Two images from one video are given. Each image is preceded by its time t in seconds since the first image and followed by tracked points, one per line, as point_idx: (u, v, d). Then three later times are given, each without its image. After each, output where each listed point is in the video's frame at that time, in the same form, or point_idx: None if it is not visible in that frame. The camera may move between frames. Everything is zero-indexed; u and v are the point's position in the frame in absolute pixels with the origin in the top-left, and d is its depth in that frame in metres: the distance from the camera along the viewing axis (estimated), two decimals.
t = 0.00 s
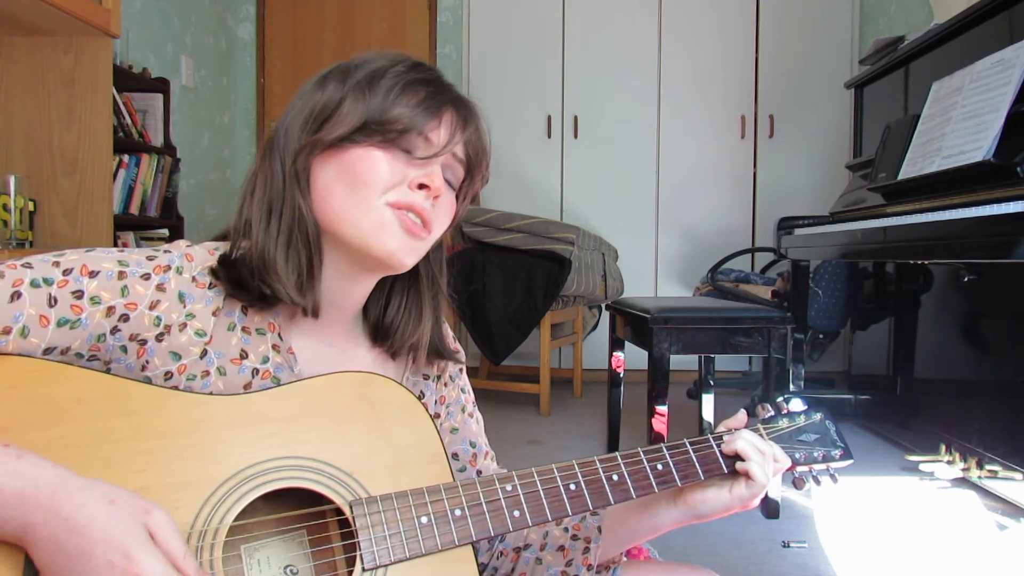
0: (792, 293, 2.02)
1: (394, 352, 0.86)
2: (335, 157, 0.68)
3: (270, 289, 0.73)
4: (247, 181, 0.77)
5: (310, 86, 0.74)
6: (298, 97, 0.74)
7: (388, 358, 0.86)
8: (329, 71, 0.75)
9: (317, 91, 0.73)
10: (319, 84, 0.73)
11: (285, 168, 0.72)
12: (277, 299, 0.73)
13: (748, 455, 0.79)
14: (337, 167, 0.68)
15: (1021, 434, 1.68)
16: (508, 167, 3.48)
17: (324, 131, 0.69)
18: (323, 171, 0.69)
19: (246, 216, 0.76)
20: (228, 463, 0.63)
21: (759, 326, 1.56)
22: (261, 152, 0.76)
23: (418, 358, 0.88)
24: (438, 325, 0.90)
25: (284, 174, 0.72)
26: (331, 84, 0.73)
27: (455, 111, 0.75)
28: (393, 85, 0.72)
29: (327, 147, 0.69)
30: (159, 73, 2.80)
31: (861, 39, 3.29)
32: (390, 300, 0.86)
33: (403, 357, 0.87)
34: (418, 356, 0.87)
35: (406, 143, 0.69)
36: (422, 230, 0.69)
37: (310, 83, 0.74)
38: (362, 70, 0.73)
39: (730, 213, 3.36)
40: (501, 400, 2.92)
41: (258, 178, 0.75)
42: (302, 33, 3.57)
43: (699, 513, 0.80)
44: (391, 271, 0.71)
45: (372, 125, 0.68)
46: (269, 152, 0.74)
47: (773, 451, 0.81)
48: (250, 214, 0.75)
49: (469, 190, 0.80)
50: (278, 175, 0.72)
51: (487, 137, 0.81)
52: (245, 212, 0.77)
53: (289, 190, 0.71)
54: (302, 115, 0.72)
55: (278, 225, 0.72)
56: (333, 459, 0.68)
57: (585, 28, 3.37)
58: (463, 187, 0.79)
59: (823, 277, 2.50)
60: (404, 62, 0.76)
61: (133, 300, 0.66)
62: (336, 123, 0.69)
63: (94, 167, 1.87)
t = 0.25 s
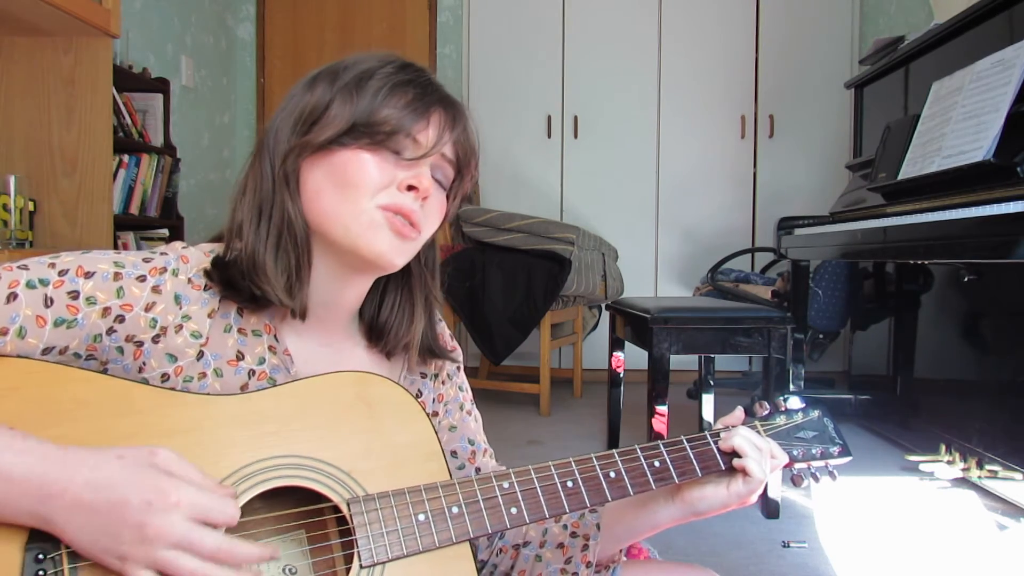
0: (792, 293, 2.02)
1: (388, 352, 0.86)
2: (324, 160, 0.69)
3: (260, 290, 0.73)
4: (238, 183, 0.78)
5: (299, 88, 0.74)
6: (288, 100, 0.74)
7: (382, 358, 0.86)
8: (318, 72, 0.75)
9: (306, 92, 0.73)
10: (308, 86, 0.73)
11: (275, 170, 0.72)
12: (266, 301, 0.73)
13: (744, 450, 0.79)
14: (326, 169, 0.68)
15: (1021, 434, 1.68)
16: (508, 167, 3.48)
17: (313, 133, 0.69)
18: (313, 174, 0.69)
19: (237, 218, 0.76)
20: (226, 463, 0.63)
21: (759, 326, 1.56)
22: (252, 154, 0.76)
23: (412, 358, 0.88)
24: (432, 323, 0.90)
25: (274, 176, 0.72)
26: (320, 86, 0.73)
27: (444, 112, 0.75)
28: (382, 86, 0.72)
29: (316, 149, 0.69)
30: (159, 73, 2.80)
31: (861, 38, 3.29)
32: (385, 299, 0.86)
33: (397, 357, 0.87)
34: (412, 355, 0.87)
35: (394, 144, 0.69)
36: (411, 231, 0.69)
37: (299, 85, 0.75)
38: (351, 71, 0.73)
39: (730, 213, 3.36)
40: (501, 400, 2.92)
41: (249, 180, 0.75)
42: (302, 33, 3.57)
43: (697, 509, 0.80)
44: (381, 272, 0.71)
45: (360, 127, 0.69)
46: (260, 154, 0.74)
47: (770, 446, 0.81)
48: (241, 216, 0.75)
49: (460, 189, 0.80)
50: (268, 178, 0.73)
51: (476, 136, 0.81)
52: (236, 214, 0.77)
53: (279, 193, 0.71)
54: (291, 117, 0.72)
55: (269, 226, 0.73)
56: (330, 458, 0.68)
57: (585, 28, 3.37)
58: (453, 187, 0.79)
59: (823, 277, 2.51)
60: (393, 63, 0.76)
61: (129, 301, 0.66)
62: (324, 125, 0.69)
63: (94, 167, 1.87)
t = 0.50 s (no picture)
0: (792, 293, 2.02)
1: (388, 352, 0.85)
2: (322, 156, 0.69)
3: (259, 288, 0.73)
4: (236, 183, 0.78)
5: (296, 85, 0.75)
6: (285, 97, 0.74)
7: (382, 357, 0.86)
8: (316, 70, 0.75)
9: (304, 90, 0.73)
10: (306, 84, 0.74)
11: (273, 168, 0.72)
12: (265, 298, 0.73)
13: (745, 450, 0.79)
14: (324, 165, 0.69)
15: (1021, 434, 1.68)
16: (508, 167, 3.48)
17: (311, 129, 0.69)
18: (311, 170, 0.69)
19: (236, 218, 0.76)
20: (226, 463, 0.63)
21: (759, 326, 1.56)
22: (250, 153, 0.76)
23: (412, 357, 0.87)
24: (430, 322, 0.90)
25: (272, 174, 0.72)
26: (318, 83, 0.73)
27: (441, 108, 0.75)
28: (379, 83, 0.72)
29: (314, 146, 0.69)
30: (159, 72, 2.80)
31: (861, 38, 3.29)
32: (384, 298, 0.86)
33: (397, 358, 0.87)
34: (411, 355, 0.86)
35: (392, 139, 0.69)
36: (410, 226, 0.69)
37: (297, 83, 0.75)
38: (348, 68, 0.74)
39: (730, 213, 3.36)
40: (501, 400, 2.92)
41: (247, 179, 0.75)
42: (302, 32, 3.57)
43: (699, 509, 0.80)
44: (379, 269, 0.71)
45: (358, 123, 0.69)
46: (258, 153, 0.74)
47: (772, 446, 0.81)
48: (239, 215, 0.75)
49: (458, 186, 0.80)
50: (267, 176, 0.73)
51: (474, 133, 0.81)
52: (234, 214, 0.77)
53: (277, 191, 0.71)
54: (289, 115, 0.72)
55: (267, 225, 0.73)
56: (330, 458, 0.68)
57: (585, 29, 3.37)
58: (451, 184, 0.79)
59: (823, 278, 2.53)
60: (390, 60, 0.76)
61: (127, 300, 0.66)
62: (322, 121, 0.70)
63: (93, 167, 1.87)
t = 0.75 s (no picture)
0: (792, 293, 2.02)
1: (388, 350, 0.86)
2: (325, 163, 0.69)
3: (260, 293, 0.73)
4: (238, 183, 0.78)
5: (299, 87, 0.74)
6: (288, 99, 0.74)
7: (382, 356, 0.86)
8: (319, 71, 0.74)
9: (307, 92, 0.73)
10: (309, 86, 0.73)
11: (275, 172, 0.72)
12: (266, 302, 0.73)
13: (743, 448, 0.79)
14: (327, 173, 0.68)
15: (1021, 434, 1.68)
16: (508, 167, 3.48)
17: (314, 135, 0.69)
18: (314, 177, 0.69)
19: (237, 219, 0.77)
20: (226, 464, 0.63)
21: (759, 326, 1.56)
22: (252, 154, 0.76)
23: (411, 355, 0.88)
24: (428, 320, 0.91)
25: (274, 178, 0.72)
26: (321, 86, 0.72)
27: (445, 114, 0.75)
28: (383, 87, 0.72)
29: (317, 153, 0.69)
30: (159, 72, 2.80)
31: (861, 38, 3.29)
32: (383, 298, 0.85)
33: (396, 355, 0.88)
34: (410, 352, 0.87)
35: (395, 147, 0.69)
36: (410, 236, 0.69)
37: (300, 84, 0.74)
38: (352, 70, 0.73)
39: (730, 213, 3.36)
40: (501, 400, 2.92)
41: (249, 180, 0.75)
42: (302, 32, 3.57)
43: (697, 507, 0.79)
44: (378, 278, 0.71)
45: (362, 130, 0.68)
46: (260, 154, 0.74)
47: (770, 444, 0.81)
48: (241, 218, 0.75)
49: (459, 190, 0.80)
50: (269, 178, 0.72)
51: (477, 137, 0.81)
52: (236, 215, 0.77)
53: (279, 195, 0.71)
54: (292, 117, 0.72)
55: (269, 229, 0.73)
56: (329, 458, 0.68)
57: (585, 28, 3.37)
58: (452, 188, 0.79)
59: (823, 278, 2.52)
60: (394, 62, 0.75)
61: (128, 302, 0.66)
62: (326, 127, 0.69)
63: (93, 167, 1.87)
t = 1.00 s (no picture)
0: (791, 293, 2.02)
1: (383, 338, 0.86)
2: (348, 176, 0.68)
3: (275, 304, 0.72)
4: (236, 182, 0.75)
5: (306, 85, 0.71)
6: (293, 97, 0.70)
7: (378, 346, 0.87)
8: (327, 69, 0.71)
9: (320, 94, 0.70)
10: (320, 87, 0.70)
11: (284, 178, 0.69)
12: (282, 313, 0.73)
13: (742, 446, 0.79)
14: (352, 186, 0.69)
15: (1021, 434, 1.68)
16: (508, 167, 3.48)
17: (336, 146, 0.68)
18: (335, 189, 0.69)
19: (239, 221, 0.74)
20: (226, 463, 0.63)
21: (759, 326, 1.56)
22: (252, 152, 0.73)
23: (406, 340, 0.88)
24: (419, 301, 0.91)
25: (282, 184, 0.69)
26: (336, 89, 0.70)
27: (462, 120, 0.75)
28: (403, 96, 0.71)
29: (341, 165, 0.68)
30: (159, 72, 2.80)
31: (861, 39, 3.29)
32: (382, 294, 0.85)
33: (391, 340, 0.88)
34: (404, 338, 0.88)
35: (420, 160, 0.70)
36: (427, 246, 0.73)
37: (305, 82, 0.71)
38: (368, 74, 0.71)
39: (730, 213, 3.36)
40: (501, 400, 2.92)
41: (252, 182, 0.72)
42: (302, 32, 3.58)
43: (698, 505, 0.79)
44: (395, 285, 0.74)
45: (388, 144, 0.68)
46: (266, 156, 0.71)
47: (770, 441, 0.81)
48: (246, 221, 0.73)
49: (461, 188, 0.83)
50: (277, 184, 0.70)
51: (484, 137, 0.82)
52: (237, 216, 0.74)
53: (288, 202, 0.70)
54: (305, 123, 0.69)
55: (282, 239, 0.71)
56: (329, 457, 0.68)
57: (585, 29, 3.37)
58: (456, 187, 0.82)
59: (823, 278, 2.53)
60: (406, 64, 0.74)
61: (123, 300, 0.66)
62: (349, 139, 0.68)
63: (93, 167, 1.87)
